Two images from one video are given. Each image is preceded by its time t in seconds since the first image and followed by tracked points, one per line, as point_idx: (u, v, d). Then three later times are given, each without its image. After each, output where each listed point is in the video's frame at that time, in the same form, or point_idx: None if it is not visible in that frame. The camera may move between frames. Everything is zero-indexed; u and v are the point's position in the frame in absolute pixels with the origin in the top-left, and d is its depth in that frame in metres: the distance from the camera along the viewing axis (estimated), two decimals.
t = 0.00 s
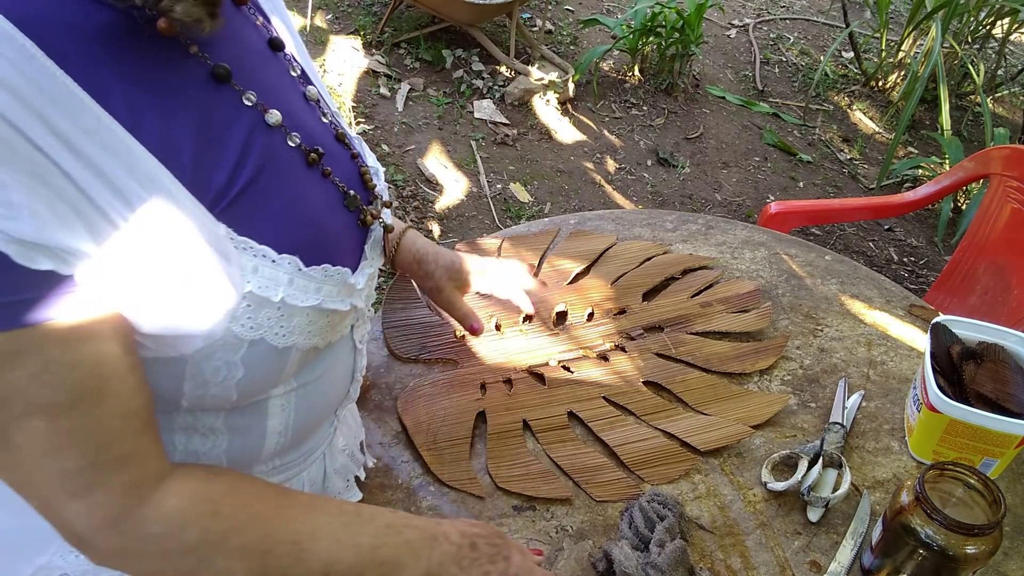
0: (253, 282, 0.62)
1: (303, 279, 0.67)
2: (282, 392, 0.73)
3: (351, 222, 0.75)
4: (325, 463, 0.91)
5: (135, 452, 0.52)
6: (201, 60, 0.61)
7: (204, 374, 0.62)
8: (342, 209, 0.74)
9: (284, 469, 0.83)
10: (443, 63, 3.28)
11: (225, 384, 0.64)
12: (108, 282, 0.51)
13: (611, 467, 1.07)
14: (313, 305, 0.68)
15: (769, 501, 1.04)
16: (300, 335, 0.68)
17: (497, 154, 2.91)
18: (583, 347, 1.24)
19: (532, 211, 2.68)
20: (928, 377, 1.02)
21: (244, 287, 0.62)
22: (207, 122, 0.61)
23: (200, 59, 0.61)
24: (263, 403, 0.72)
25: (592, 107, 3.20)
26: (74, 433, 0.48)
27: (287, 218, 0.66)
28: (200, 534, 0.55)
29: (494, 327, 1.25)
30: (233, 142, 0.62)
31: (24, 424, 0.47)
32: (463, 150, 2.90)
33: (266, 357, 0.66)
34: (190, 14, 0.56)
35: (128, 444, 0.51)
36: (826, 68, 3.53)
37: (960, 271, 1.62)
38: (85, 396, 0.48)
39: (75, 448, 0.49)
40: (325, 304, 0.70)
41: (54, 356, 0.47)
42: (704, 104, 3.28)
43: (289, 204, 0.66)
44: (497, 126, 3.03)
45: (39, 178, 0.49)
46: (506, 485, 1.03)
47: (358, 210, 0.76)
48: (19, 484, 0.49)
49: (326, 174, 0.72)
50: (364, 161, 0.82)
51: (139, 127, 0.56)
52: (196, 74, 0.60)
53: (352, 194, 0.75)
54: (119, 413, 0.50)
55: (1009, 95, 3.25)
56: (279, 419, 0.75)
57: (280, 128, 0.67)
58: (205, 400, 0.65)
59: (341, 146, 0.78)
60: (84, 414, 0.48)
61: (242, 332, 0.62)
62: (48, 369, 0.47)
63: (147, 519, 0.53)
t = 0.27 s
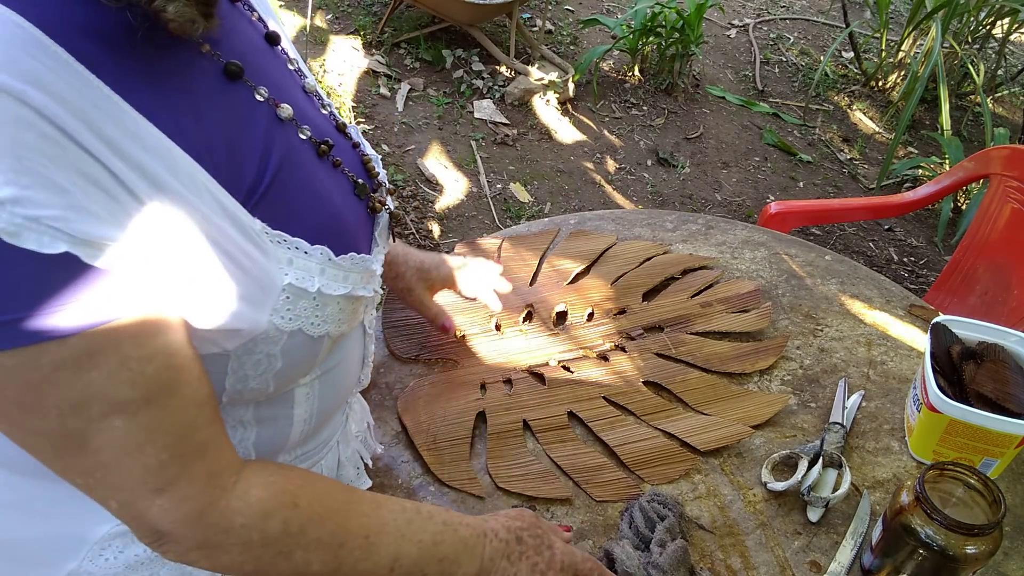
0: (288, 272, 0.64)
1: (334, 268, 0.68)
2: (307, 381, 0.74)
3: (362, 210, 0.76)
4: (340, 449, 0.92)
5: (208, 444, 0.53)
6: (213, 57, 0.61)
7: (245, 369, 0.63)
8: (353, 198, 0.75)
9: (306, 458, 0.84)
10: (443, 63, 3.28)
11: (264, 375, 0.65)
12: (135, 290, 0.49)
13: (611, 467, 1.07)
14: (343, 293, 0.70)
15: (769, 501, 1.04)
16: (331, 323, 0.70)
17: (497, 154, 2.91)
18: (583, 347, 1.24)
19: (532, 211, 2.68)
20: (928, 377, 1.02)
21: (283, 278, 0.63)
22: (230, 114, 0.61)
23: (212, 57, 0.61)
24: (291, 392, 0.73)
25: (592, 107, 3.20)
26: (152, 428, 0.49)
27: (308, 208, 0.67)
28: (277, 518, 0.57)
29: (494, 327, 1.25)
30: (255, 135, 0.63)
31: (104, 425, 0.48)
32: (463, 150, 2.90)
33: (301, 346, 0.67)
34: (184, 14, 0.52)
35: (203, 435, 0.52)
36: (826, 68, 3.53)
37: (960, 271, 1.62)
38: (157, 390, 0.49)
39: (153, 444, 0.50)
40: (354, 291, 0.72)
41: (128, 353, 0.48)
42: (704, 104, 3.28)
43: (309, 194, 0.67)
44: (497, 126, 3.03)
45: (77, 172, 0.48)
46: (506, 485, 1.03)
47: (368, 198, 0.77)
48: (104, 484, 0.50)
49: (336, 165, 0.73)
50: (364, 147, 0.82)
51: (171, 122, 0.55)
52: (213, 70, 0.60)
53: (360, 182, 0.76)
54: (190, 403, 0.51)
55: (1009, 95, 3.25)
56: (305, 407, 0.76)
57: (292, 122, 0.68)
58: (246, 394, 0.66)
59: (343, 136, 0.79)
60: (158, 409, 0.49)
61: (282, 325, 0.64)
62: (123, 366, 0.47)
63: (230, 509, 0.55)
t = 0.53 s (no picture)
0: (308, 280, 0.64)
1: (353, 275, 0.68)
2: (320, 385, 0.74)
3: (376, 217, 0.75)
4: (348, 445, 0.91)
5: (212, 463, 0.53)
6: (233, 63, 0.61)
7: (264, 376, 0.64)
8: (366, 205, 0.74)
9: (316, 460, 0.83)
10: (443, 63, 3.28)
11: (283, 381, 0.66)
12: (152, 294, 0.49)
13: (611, 467, 1.07)
14: (361, 301, 0.70)
15: (769, 501, 1.04)
16: (349, 330, 0.70)
17: (497, 154, 2.91)
18: (583, 347, 1.24)
19: (532, 211, 2.68)
20: (928, 377, 1.02)
21: (304, 286, 0.63)
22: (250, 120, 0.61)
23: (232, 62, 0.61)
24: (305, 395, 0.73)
25: (592, 107, 3.20)
26: (156, 449, 0.49)
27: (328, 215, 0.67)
28: (274, 540, 0.57)
29: (495, 327, 1.26)
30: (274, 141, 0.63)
31: (107, 442, 0.47)
32: (463, 150, 2.90)
33: (320, 353, 0.67)
34: (185, 24, 0.51)
35: (206, 456, 0.52)
36: (826, 68, 3.53)
37: (960, 271, 1.62)
38: (163, 411, 0.48)
39: (155, 464, 0.49)
40: (371, 298, 0.72)
41: (140, 373, 0.47)
42: (704, 104, 3.28)
43: (327, 201, 0.67)
44: (497, 126, 3.03)
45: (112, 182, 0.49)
46: (506, 485, 1.03)
47: (380, 205, 0.76)
48: (104, 498, 0.50)
49: (349, 172, 0.72)
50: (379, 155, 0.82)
51: (195, 131, 0.55)
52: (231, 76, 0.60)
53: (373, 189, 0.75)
54: (195, 424, 0.51)
55: (1009, 95, 3.25)
56: (320, 409, 0.76)
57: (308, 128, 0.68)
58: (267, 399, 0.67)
59: (356, 142, 0.78)
60: (163, 430, 0.49)
61: (302, 332, 0.64)
62: (132, 386, 0.47)
63: (228, 527, 0.55)
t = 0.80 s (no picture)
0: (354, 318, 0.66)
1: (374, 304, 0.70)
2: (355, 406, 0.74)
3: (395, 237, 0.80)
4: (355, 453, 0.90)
5: (373, 499, 0.48)
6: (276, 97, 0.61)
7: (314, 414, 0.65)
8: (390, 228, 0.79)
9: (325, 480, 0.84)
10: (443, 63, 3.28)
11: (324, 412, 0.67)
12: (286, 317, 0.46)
13: (611, 467, 1.07)
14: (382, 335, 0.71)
15: (769, 500, 1.04)
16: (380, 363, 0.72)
17: (497, 154, 2.91)
18: (583, 347, 1.24)
19: (532, 211, 2.69)
20: (928, 377, 1.02)
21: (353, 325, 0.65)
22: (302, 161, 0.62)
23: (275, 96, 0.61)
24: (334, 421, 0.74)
25: (592, 107, 3.20)
26: (309, 493, 0.45)
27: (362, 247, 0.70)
28: (457, 569, 0.52)
29: (494, 327, 1.26)
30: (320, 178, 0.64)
31: (261, 492, 0.44)
32: (463, 150, 2.90)
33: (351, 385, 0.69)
34: (226, 64, 0.47)
35: (365, 492, 0.48)
36: (826, 68, 3.53)
37: (960, 271, 1.62)
38: (309, 452, 0.45)
39: (312, 509, 0.45)
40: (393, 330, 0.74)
41: (278, 417, 0.43)
42: (704, 104, 3.28)
43: (362, 232, 0.70)
44: (497, 126, 3.03)
45: (237, 229, 0.46)
46: (506, 484, 1.03)
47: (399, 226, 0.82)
48: (273, 551, 0.47)
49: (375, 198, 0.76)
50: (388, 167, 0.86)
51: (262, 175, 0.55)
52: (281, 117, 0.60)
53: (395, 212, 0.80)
54: (344, 459, 0.47)
55: (1009, 95, 3.25)
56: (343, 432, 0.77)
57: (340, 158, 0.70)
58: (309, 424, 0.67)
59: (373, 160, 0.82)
60: (314, 471, 0.45)
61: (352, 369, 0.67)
62: (275, 431, 0.43)
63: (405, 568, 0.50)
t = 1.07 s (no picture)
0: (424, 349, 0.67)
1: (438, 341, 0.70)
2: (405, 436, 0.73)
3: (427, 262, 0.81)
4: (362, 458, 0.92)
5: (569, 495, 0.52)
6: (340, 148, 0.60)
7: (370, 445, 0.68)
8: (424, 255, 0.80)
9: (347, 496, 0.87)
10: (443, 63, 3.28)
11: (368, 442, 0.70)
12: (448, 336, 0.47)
13: (611, 467, 1.07)
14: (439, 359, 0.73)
15: (769, 501, 1.04)
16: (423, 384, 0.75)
17: (497, 154, 2.91)
18: (583, 347, 1.24)
19: (532, 211, 2.69)
20: (928, 377, 1.02)
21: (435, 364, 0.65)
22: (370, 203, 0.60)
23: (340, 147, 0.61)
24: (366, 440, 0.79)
25: (592, 107, 3.20)
26: (516, 499, 0.49)
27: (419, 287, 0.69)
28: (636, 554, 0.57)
29: (494, 327, 1.26)
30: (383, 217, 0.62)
31: (473, 504, 0.49)
32: (463, 150, 2.90)
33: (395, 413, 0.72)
34: (318, 135, 0.47)
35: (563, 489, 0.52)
36: (826, 68, 3.53)
37: (960, 271, 1.62)
38: (508, 460, 0.49)
39: (523, 512, 0.50)
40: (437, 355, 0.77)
41: (474, 435, 0.47)
42: (704, 104, 3.28)
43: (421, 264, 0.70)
44: (497, 126, 3.03)
45: (402, 269, 0.47)
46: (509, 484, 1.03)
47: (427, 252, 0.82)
48: (490, 554, 0.52)
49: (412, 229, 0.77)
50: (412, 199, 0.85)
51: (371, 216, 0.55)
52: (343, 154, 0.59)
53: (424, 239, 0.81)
54: (538, 463, 0.50)
55: (1008, 95, 3.25)
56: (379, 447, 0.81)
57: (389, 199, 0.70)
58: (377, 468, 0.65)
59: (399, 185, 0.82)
60: (519, 480, 0.49)
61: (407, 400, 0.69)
62: (475, 447, 0.47)
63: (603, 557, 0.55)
